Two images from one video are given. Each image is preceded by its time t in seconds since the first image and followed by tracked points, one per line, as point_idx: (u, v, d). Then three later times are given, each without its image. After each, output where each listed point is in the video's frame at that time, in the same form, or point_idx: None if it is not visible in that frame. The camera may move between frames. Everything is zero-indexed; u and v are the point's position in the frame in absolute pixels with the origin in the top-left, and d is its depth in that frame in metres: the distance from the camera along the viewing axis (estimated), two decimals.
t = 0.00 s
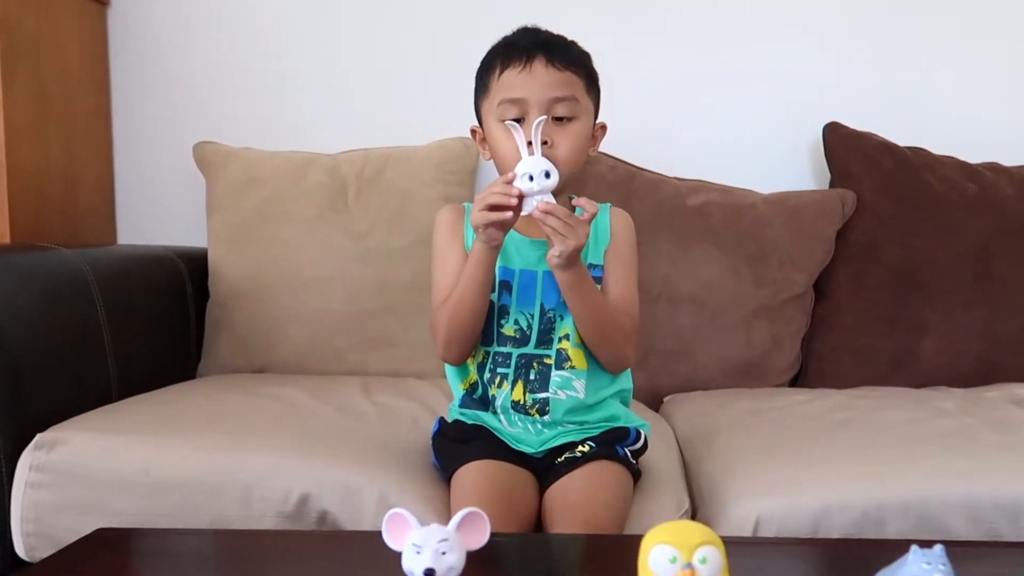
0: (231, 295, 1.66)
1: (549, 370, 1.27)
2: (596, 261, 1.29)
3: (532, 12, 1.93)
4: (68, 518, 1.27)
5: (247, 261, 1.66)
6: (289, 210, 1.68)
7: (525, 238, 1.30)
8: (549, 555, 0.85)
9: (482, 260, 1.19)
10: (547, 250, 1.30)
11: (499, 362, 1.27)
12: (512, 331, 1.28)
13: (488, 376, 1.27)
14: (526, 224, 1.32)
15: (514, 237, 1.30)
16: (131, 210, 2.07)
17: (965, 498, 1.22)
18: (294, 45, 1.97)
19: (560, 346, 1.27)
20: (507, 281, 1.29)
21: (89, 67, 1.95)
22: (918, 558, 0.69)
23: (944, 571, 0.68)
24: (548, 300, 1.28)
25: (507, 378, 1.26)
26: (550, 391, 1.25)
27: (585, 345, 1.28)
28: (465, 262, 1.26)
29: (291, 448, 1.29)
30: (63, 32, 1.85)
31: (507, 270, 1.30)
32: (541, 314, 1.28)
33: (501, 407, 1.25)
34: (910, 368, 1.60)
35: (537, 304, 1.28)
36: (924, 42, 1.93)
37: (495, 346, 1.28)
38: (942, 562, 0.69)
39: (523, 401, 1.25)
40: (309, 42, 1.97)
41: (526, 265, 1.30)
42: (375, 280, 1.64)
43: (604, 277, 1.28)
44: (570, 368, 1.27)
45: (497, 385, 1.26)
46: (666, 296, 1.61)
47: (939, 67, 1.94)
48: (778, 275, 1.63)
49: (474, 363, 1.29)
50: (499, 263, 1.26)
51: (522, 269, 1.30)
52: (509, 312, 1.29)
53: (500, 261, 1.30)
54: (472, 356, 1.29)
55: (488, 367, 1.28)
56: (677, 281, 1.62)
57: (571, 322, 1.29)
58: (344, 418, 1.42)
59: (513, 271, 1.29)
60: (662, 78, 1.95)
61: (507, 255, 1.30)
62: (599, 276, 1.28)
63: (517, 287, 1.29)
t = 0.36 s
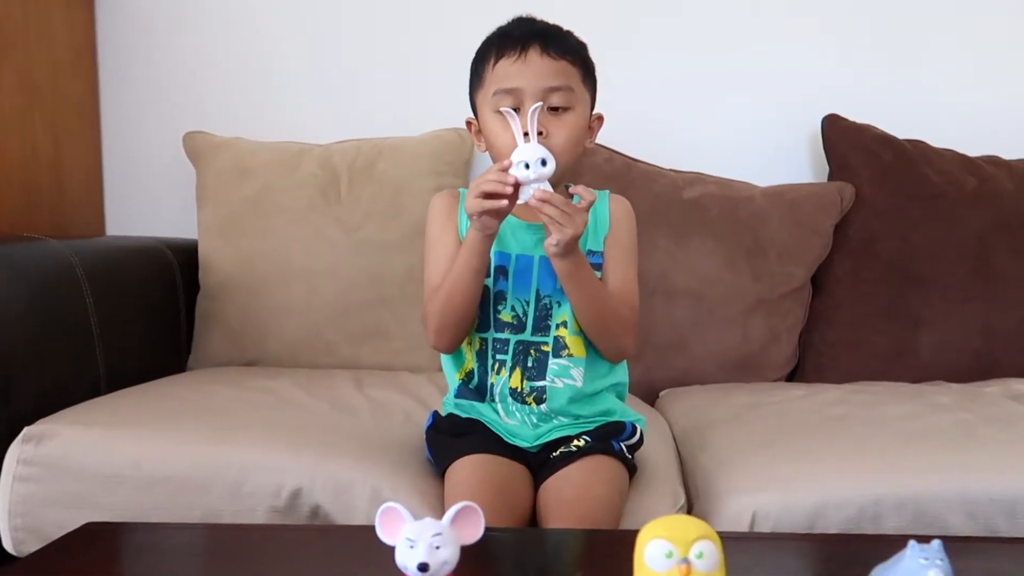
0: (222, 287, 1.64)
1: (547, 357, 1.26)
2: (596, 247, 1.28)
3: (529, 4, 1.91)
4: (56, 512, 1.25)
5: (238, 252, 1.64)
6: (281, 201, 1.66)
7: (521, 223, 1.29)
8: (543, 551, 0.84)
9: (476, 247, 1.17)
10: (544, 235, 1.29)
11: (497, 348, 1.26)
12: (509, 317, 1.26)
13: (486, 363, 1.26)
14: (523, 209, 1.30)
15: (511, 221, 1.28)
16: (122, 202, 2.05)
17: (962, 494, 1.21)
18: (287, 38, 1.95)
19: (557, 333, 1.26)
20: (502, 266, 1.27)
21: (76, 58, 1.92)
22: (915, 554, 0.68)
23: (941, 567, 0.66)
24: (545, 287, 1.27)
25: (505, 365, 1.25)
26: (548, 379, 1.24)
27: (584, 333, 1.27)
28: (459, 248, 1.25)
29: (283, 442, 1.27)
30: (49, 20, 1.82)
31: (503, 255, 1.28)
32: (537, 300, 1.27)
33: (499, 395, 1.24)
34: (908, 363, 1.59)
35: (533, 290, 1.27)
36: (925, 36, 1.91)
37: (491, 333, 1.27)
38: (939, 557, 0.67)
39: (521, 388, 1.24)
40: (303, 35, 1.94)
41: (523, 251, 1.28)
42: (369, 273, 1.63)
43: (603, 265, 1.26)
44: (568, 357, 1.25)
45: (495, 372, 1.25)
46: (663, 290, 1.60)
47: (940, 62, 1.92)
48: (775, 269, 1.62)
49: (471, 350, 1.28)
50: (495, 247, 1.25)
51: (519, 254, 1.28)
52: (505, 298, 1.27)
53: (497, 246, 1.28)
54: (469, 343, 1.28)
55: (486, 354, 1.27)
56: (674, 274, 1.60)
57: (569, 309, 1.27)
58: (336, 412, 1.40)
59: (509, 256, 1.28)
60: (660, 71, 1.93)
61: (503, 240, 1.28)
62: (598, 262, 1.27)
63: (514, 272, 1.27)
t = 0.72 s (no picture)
0: (214, 278, 1.62)
1: (538, 340, 1.24)
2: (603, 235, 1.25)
3: None
4: (45, 506, 1.24)
5: (229, 243, 1.62)
6: (272, 191, 1.64)
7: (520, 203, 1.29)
8: (539, 545, 0.82)
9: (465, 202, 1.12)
10: (540, 220, 1.28)
11: (491, 327, 1.24)
12: (503, 296, 1.24)
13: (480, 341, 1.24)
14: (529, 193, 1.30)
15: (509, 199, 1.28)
16: (112, 195, 2.02)
17: (959, 489, 1.20)
18: (279, 28, 1.92)
19: (548, 317, 1.24)
20: (496, 244, 1.26)
21: (63, 47, 1.90)
22: (911, 548, 0.66)
23: (938, 562, 0.65)
24: (535, 267, 1.25)
25: (500, 343, 1.23)
26: (539, 363, 1.23)
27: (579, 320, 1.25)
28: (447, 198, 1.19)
29: (274, 435, 1.26)
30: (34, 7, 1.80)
31: (497, 233, 1.27)
32: (527, 281, 1.25)
33: (495, 372, 1.23)
34: (906, 356, 1.57)
35: (524, 270, 1.25)
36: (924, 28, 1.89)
37: (484, 311, 1.25)
38: (936, 552, 0.66)
39: (517, 366, 1.22)
40: (296, 26, 1.92)
41: (517, 230, 1.27)
42: (362, 265, 1.61)
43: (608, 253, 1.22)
44: (560, 344, 1.24)
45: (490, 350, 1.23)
46: (659, 282, 1.58)
47: (940, 53, 1.90)
48: (773, 261, 1.61)
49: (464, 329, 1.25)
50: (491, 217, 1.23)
51: (512, 233, 1.27)
52: (499, 276, 1.25)
53: (491, 224, 1.27)
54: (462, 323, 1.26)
55: (480, 332, 1.24)
56: (670, 266, 1.59)
57: (559, 292, 1.25)
58: (328, 405, 1.38)
59: (502, 235, 1.27)
60: (656, 62, 1.91)
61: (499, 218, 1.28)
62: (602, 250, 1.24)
63: (507, 251, 1.26)
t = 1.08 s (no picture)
0: (209, 281, 1.60)
1: (535, 335, 1.23)
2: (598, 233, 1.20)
3: None
4: (37, 512, 1.23)
5: (225, 245, 1.60)
6: (269, 193, 1.62)
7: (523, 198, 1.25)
8: (539, 552, 0.81)
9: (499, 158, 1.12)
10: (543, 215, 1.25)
11: (496, 314, 1.22)
12: (507, 285, 1.23)
13: (484, 328, 1.22)
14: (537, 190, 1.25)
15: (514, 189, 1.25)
16: (106, 196, 2.01)
17: (962, 495, 1.18)
18: (276, 29, 1.91)
19: (541, 317, 1.23)
20: (499, 233, 1.24)
21: (57, 47, 1.88)
22: (914, 555, 0.64)
23: (941, 569, 0.63)
24: (529, 265, 1.23)
25: (505, 332, 1.22)
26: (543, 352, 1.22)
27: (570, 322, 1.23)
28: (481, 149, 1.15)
29: (269, 439, 1.24)
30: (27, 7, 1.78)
31: (503, 222, 1.24)
32: (522, 277, 1.23)
33: (497, 360, 1.21)
34: (908, 360, 1.56)
35: (519, 266, 1.23)
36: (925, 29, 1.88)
37: (490, 298, 1.23)
38: (939, 559, 0.64)
39: (518, 357, 1.21)
40: (292, 26, 1.90)
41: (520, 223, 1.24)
42: (358, 267, 1.59)
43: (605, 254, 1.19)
44: (552, 343, 1.22)
45: (493, 338, 1.22)
46: (659, 285, 1.57)
47: (940, 55, 1.89)
48: (774, 264, 1.59)
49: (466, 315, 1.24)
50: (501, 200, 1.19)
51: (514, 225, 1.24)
52: (504, 266, 1.23)
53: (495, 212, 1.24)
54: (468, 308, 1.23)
55: (483, 318, 1.23)
56: (670, 269, 1.57)
57: (546, 292, 1.23)
58: (324, 409, 1.37)
59: (507, 225, 1.24)
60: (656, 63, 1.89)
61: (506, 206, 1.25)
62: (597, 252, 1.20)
63: (508, 243, 1.24)
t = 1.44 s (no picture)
0: (207, 282, 1.58)
1: (544, 351, 1.20)
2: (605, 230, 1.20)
3: None
4: (31, 516, 1.21)
5: (222, 247, 1.59)
6: (267, 194, 1.61)
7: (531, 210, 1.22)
8: (541, 557, 0.79)
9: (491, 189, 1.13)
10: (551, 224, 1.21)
11: (498, 334, 1.20)
12: (510, 304, 1.20)
13: (485, 346, 1.20)
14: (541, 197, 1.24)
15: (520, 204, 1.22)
16: (102, 197, 1.99)
17: (969, 499, 1.17)
18: (272, 28, 1.89)
19: (554, 330, 1.20)
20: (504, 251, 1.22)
21: (52, 46, 1.87)
22: (920, 561, 0.63)
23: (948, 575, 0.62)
24: (542, 278, 1.20)
25: (506, 351, 1.20)
26: (544, 373, 1.19)
27: (585, 334, 1.20)
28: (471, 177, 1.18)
29: (266, 443, 1.22)
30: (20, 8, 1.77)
31: (508, 239, 1.22)
32: (534, 292, 1.21)
33: (496, 381, 1.19)
34: (913, 363, 1.54)
35: (531, 281, 1.21)
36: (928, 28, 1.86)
37: (492, 317, 1.20)
38: (946, 565, 0.62)
39: (519, 377, 1.19)
40: (289, 25, 1.89)
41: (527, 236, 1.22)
42: (357, 269, 1.58)
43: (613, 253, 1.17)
44: (564, 357, 1.19)
45: (494, 357, 1.20)
46: (662, 287, 1.55)
47: (943, 54, 1.87)
48: (778, 266, 1.57)
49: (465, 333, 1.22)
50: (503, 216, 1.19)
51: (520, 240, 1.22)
52: (507, 284, 1.20)
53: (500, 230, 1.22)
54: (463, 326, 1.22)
55: (485, 337, 1.20)
56: (673, 271, 1.56)
57: (565, 305, 1.20)
58: (323, 413, 1.35)
59: (512, 241, 1.22)
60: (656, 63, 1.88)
61: (511, 221, 1.22)
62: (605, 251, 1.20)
63: (513, 259, 1.21)
